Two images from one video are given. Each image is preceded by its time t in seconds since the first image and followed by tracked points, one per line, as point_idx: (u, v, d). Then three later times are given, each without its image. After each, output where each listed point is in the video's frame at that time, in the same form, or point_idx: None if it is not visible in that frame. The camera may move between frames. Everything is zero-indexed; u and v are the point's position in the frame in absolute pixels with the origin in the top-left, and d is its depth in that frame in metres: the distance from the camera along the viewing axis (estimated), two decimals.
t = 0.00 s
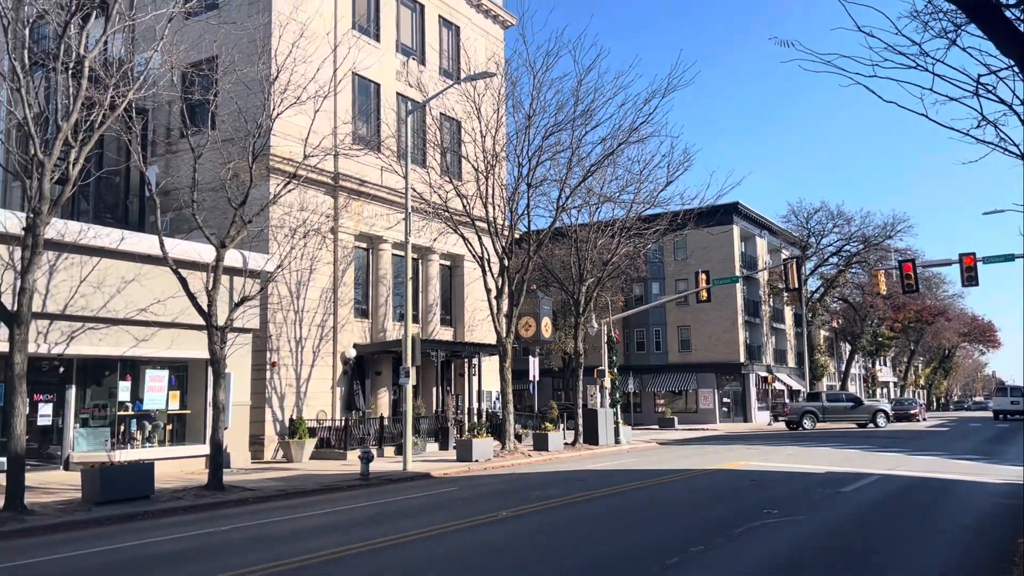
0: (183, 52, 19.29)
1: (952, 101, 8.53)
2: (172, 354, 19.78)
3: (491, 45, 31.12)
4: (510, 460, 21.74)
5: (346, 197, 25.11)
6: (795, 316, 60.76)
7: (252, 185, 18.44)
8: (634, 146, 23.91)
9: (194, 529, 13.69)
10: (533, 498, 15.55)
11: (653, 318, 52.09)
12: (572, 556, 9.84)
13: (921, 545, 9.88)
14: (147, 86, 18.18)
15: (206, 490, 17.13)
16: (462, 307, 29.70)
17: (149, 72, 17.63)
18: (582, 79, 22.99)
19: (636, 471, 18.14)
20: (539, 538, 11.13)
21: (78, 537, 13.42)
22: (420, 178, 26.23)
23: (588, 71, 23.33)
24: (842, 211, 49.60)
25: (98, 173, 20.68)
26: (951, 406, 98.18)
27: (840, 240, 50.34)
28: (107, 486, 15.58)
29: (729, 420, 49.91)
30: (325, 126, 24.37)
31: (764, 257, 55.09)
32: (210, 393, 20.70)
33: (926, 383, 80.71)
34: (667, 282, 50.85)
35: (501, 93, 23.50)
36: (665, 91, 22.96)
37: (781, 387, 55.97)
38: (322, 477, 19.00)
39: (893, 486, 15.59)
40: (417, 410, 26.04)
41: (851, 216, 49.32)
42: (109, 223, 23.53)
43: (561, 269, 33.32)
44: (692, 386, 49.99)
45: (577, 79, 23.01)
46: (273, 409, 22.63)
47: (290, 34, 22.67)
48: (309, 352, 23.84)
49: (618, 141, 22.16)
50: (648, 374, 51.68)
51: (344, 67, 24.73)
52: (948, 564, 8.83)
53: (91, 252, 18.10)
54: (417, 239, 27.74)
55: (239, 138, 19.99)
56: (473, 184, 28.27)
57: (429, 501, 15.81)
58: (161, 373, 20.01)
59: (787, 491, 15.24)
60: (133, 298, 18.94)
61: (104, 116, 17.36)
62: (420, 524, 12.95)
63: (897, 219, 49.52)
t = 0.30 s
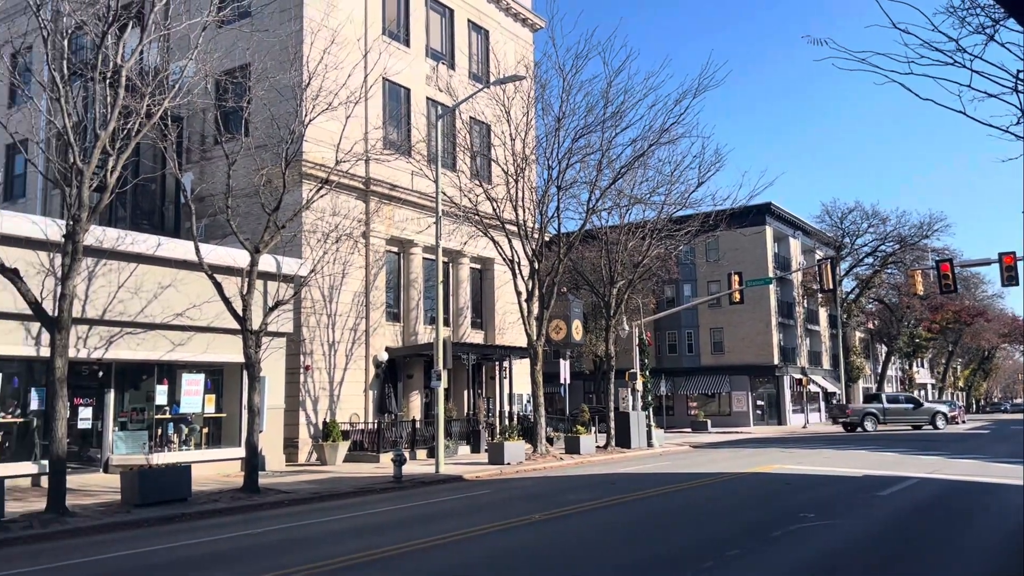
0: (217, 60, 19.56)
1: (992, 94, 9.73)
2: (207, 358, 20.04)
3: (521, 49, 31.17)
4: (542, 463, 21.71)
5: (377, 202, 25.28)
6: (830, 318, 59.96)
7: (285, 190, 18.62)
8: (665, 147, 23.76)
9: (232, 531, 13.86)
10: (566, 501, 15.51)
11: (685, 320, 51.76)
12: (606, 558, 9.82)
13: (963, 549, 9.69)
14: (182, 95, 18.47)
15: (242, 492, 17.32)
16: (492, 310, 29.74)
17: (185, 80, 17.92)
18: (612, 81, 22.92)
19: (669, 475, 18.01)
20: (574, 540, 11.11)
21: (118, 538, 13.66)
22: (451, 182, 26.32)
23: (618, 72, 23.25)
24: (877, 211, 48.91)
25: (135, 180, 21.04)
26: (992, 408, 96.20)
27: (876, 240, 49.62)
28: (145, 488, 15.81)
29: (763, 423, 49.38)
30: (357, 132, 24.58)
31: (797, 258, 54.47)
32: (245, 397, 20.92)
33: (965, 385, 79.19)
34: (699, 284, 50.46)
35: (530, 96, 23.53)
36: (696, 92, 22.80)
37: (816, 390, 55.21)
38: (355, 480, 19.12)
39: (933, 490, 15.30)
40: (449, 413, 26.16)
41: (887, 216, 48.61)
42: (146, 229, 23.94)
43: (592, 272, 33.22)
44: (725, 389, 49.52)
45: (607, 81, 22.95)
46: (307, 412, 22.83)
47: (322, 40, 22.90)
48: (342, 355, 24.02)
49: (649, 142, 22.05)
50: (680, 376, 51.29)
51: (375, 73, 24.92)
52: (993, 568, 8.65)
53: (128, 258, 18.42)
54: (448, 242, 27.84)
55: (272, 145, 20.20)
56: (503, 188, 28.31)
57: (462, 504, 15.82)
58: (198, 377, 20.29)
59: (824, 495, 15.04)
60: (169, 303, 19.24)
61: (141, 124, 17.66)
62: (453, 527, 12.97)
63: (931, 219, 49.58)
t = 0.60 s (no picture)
0: (253, 66, 19.81)
1: None
2: (246, 361, 20.32)
3: (553, 50, 31.16)
4: (577, 464, 21.65)
5: (411, 205, 25.43)
6: (869, 317, 59.03)
7: (321, 194, 18.82)
8: (699, 145, 23.58)
9: (270, 531, 14.02)
10: (601, 503, 15.45)
11: (720, 321, 51.28)
12: (643, 560, 9.75)
13: (1011, 553, 9.47)
14: (219, 101, 18.75)
15: (280, 493, 17.52)
16: (526, 311, 29.75)
17: (222, 87, 18.20)
18: (645, 80, 22.82)
19: (706, 477, 17.86)
20: (611, 542, 11.07)
21: (160, 538, 13.88)
22: (484, 184, 26.38)
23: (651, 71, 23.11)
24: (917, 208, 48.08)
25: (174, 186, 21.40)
26: None
27: (915, 238, 48.77)
28: (185, 488, 16.05)
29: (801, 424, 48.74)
30: (390, 135, 24.76)
31: (835, 256, 53.71)
32: (282, 399, 21.14)
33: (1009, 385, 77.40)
34: (734, 283, 49.98)
35: (563, 96, 23.51)
36: (730, 89, 22.60)
37: (855, 390, 54.35)
38: (391, 481, 19.23)
39: (977, 492, 14.97)
40: (483, 414, 26.21)
41: (927, 213, 47.77)
42: (185, 233, 24.34)
43: (625, 272, 33.07)
44: (762, 390, 48.97)
45: (640, 80, 22.85)
46: (343, 414, 23.02)
47: (355, 45, 23.12)
48: (377, 357, 24.19)
49: (683, 141, 21.91)
50: (716, 377, 50.81)
51: (408, 76, 25.08)
52: None
53: (168, 262, 18.75)
54: (481, 244, 27.92)
55: (307, 149, 20.41)
56: (536, 189, 28.32)
57: (497, 505, 15.84)
58: (236, 379, 20.59)
59: (864, 497, 14.81)
60: (209, 306, 19.56)
61: (180, 131, 17.95)
62: (488, 528, 12.99)
63: (976, 213, 47.85)
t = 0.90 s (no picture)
0: (290, 70, 20.05)
1: None
2: (286, 360, 20.56)
3: (588, 48, 31.05)
4: (615, 464, 21.55)
5: (447, 205, 25.53)
6: (912, 314, 57.92)
7: (358, 195, 18.97)
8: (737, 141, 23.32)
9: (310, 529, 14.16)
10: (639, 502, 15.38)
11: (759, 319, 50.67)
12: (682, 560, 9.66)
13: None
14: (258, 104, 19.02)
15: (320, 491, 17.70)
16: (562, 310, 29.70)
17: (260, 90, 18.45)
18: (681, 76, 22.64)
19: (746, 476, 17.65)
20: (650, 542, 10.98)
21: (203, 535, 14.10)
22: (519, 183, 26.40)
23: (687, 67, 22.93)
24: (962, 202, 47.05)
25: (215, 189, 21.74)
26: None
27: (960, 233, 47.73)
28: (227, 487, 16.29)
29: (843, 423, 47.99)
30: (426, 136, 24.89)
31: (877, 253, 52.78)
32: (322, 398, 21.36)
33: None
34: (774, 281, 49.37)
35: (597, 94, 23.43)
36: (768, 84, 22.33)
37: (898, 389, 53.38)
38: (429, 480, 19.32)
39: None
40: (520, 413, 26.22)
41: (972, 208, 46.73)
42: (226, 235, 24.74)
43: (662, 270, 32.85)
44: (803, 388, 48.35)
45: (676, 76, 22.68)
46: (381, 413, 23.21)
47: (391, 47, 23.29)
48: (414, 356, 24.33)
49: (720, 137, 21.68)
50: (755, 375, 50.24)
51: (443, 77, 25.19)
52: None
53: (210, 263, 19.06)
54: (517, 243, 27.95)
55: (344, 150, 20.60)
56: (572, 187, 28.26)
57: (535, 504, 15.81)
58: (277, 379, 20.86)
59: (909, 497, 14.52)
60: (249, 307, 19.85)
61: (220, 134, 18.21)
62: (526, 527, 12.97)
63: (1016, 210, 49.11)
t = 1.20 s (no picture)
0: (329, 70, 20.23)
1: None
2: (328, 358, 20.79)
3: (625, 42, 30.85)
4: (656, 461, 21.41)
5: (485, 202, 25.57)
6: (961, 308, 56.60)
7: (398, 194, 19.07)
8: (779, 134, 23.00)
9: (353, 525, 14.29)
10: (681, 499, 15.24)
11: (802, 314, 49.92)
12: (726, 558, 9.55)
13: None
14: (298, 105, 19.24)
15: (362, 488, 17.86)
16: (601, 306, 29.59)
17: (300, 91, 18.65)
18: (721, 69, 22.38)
19: (790, 474, 17.40)
20: (692, 540, 10.89)
21: (248, 530, 14.31)
22: (557, 180, 26.32)
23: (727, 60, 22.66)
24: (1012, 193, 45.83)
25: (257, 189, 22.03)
26: None
27: (1011, 225, 46.50)
28: (271, 482, 16.51)
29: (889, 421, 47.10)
30: (464, 133, 24.95)
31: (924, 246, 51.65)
32: (364, 395, 21.54)
33: None
34: (818, 275, 48.58)
35: (635, 89, 23.27)
36: (810, 75, 21.97)
37: (947, 385, 52.21)
38: (470, 476, 19.37)
39: None
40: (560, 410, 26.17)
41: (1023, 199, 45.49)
42: (268, 235, 25.08)
43: (703, 266, 32.54)
44: (848, 384, 47.58)
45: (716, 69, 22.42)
46: (422, 410, 23.35)
47: (429, 45, 23.39)
48: (454, 354, 24.42)
49: (762, 130, 21.40)
50: (799, 372, 49.53)
51: (481, 75, 25.23)
52: None
53: (253, 263, 19.35)
54: (555, 240, 27.89)
55: (383, 150, 20.75)
56: (610, 183, 28.11)
57: (576, 501, 15.77)
58: (319, 376, 21.11)
59: (959, 495, 14.18)
60: (292, 305, 20.12)
61: (262, 135, 18.44)
62: (567, 524, 12.94)
63: None
